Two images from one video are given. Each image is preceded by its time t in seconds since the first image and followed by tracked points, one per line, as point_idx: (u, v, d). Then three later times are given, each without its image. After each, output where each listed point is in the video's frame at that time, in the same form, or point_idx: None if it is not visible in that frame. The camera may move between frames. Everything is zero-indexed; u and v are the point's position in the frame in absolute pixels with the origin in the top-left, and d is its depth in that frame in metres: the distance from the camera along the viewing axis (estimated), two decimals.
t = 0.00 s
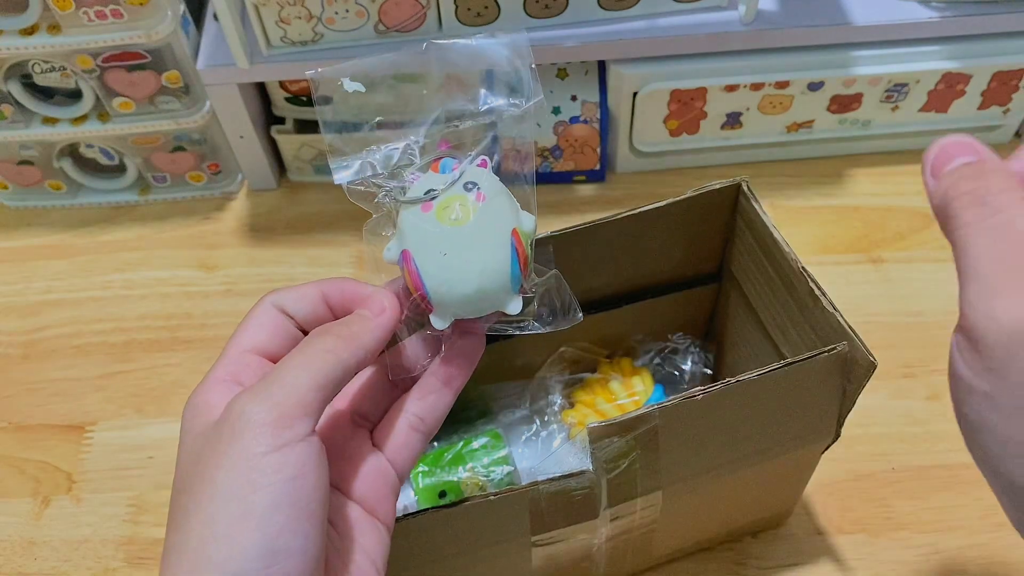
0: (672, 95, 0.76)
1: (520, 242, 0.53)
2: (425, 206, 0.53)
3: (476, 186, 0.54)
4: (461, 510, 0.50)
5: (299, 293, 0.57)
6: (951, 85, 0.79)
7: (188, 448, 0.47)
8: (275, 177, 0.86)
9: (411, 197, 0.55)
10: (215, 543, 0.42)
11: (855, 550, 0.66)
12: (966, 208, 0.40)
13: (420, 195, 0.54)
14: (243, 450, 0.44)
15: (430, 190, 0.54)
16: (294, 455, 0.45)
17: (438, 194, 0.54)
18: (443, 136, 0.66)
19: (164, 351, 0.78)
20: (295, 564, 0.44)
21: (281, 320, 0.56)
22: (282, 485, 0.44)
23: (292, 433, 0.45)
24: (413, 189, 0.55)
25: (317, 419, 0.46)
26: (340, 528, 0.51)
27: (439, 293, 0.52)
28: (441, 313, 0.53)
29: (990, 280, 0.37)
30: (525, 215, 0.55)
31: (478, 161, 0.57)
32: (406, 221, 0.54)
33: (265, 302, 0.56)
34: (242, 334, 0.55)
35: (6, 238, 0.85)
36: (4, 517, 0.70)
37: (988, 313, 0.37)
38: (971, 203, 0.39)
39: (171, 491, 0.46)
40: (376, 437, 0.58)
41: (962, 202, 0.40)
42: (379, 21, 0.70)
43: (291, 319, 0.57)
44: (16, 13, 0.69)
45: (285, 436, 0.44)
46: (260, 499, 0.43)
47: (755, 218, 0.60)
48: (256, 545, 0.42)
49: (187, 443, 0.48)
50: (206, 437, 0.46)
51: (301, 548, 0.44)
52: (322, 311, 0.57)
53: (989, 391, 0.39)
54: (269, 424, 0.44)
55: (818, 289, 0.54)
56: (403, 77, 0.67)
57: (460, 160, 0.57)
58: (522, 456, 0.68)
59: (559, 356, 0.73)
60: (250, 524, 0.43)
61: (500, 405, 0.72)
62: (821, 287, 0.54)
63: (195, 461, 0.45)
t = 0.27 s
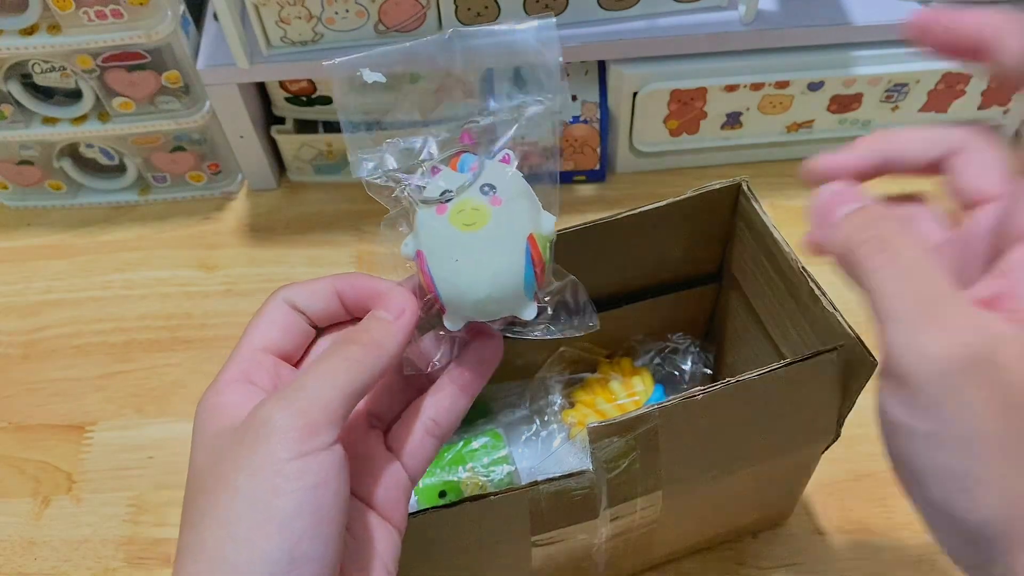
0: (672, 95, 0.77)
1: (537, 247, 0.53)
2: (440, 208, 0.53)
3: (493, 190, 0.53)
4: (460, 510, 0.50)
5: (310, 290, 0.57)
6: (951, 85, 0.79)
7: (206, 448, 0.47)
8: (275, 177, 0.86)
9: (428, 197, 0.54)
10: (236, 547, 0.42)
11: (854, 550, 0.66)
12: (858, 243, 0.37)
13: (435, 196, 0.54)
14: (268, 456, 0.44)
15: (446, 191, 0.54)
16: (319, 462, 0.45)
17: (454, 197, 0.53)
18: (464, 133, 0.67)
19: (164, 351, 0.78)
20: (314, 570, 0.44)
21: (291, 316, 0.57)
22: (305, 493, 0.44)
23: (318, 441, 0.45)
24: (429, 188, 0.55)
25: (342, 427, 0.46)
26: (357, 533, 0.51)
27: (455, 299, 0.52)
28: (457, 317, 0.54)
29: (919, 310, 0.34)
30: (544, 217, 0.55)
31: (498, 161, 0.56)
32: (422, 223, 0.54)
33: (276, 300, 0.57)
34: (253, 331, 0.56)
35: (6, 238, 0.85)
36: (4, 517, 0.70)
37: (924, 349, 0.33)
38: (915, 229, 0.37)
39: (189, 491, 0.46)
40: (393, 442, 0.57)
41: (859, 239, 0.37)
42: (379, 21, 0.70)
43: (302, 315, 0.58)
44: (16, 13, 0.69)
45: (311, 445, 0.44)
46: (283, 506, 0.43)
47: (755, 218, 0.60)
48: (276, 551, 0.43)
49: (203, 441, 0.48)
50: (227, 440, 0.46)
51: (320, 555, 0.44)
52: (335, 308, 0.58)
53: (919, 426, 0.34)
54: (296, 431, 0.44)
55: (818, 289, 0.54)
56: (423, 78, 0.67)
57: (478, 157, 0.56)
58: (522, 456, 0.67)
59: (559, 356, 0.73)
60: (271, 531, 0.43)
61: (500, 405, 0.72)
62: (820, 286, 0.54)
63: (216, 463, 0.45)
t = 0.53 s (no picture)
0: (672, 95, 0.77)
1: (581, 259, 0.53)
2: (486, 217, 0.53)
3: (541, 202, 0.53)
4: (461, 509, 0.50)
5: (346, 283, 0.57)
6: (951, 85, 0.79)
7: (252, 444, 0.47)
8: (275, 176, 0.86)
9: (473, 203, 0.54)
10: (285, 547, 0.42)
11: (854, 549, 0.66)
12: (589, 365, 0.45)
13: (481, 204, 0.54)
14: (326, 460, 0.44)
15: (492, 199, 0.54)
16: (371, 472, 0.45)
17: (501, 207, 0.53)
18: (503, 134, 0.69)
19: (164, 351, 0.78)
20: None
21: (325, 310, 0.57)
22: (358, 500, 0.44)
23: (373, 452, 0.45)
24: (474, 192, 0.55)
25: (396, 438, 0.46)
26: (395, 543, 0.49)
27: (495, 312, 0.54)
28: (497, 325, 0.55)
29: (654, 395, 0.45)
30: (591, 227, 0.55)
31: (542, 165, 0.56)
32: (467, 229, 0.54)
33: (308, 293, 0.57)
34: (287, 326, 0.55)
35: (5, 238, 0.85)
36: (4, 517, 0.70)
37: (666, 435, 0.44)
38: (570, 340, 0.46)
39: (232, 488, 0.45)
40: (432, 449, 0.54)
41: (579, 372, 0.45)
42: (379, 21, 0.70)
43: (335, 310, 0.58)
44: (16, 13, 0.69)
45: (368, 453, 0.44)
46: (334, 510, 0.43)
47: (755, 218, 0.60)
48: (323, 554, 0.42)
49: (247, 436, 0.48)
50: (279, 439, 0.46)
51: (363, 564, 0.44)
52: (371, 301, 0.58)
53: (695, 496, 0.45)
54: (353, 440, 0.44)
55: (818, 288, 0.54)
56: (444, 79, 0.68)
57: (527, 163, 0.55)
58: (521, 456, 0.67)
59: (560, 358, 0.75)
60: (320, 534, 0.43)
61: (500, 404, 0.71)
62: (820, 286, 0.54)
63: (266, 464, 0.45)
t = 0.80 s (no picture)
0: (672, 95, 0.76)
1: (600, 278, 0.51)
2: (514, 228, 0.51)
3: (570, 218, 0.51)
4: (461, 510, 0.50)
5: (356, 287, 0.57)
6: (952, 85, 0.79)
7: (260, 446, 0.47)
8: (275, 176, 0.86)
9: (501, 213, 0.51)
10: (296, 551, 0.42)
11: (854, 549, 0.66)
12: (601, 321, 0.44)
13: (510, 214, 0.51)
14: (339, 466, 0.44)
15: (522, 210, 0.51)
16: (383, 478, 0.45)
17: (531, 219, 0.51)
18: (522, 137, 0.67)
19: (164, 351, 0.78)
20: None
21: (334, 314, 0.56)
22: (370, 506, 0.44)
23: (386, 459, 0.45)
24: (501, 200, 0.52)
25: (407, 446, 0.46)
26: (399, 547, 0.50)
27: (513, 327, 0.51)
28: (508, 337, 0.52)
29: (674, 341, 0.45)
30: (608, 247, 0.53)
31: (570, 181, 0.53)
32: (492, 237, 0.51)
33: (319, 295, 0.56)
34: (295, 329, 0.55)
35: (5, 237, 0.85)
36: (4, 517, 0.70)
37: (677, 386, 0.44)
38: (581, 299, 0.45)
39: (238, 487, 0.45)
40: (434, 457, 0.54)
41: (590, 327, 0.44)
42: (379, 21, 0.70)
43: (343, 313, 0.57)
44: (15, 13, 0.69)
45: (382, 460, 0.44)
46: (347, 515, 0.43)
47: (755, 218, 0.60)
48: (332, 558, 0.43)
49: (255, 437, 0.47)
50: (290, 442, 0.46)
51: (371, 567, 0.45)
52: (380, 304, 0.58)
53: (700, 451, 0.45)
54: (365, 446, 0.44)
55: (818, 288, 0.54)
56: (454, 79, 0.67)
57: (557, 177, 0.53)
58: (521, 456, 0.67)
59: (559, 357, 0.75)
60: (331, 539, 0.43)
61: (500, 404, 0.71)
62: (820, 286, 0.54)
63: (275, 466, 0.45)
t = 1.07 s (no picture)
0: (672, 95, 0.76)
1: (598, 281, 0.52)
2: (508, 235, 0.51)
3: (563, 224, 0.51)
4: (460, 511, 0.50)
5: (357, 292, 0.57)
6: (952, 85, 0.79)
7: (262, 448, 0.47)
8: (275, 176, 0.86)
9: (494, 219, 0.52)
10: (297, 552, 0.42)
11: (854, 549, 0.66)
12: (586, 305, 0.45)
13: (503, 221, 0.51)
14: (340, 468, 0.44)
15: (515, 217, 0.51)
16: (386, 480, 0.45)
17: (524, 225, 0.51)
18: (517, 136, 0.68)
19: (164, 350, 0.78)
20: None
21: (334, 318, 0.56)
22: (371, 507, 0.44)
23: (388, 461, 0.45)
24: (495, 207, 0.53)
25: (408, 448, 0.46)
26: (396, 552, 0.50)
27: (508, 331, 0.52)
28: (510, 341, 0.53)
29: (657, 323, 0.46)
30: (608, 248, 0.53)
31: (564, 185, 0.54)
32: (486, 244, 0.52)
33: (319, 299, 0.56)
34: (295, 332, 0.55)
35: (5, 237, 0.85)
36: (4, 517, 0.70)
37: (660, 367, 0.45)
38: (569, 284, 0.46)
39: (239, 489, 0.45)
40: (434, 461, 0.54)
41: (575, 311, 0.45)
42: (379, 21, 0.70)
43: (343, 316, 0.57)
44: (15, 13, 0.69)
45: (383, 462, 0.44)
46: (348, 516, 0.43)
47: (755, 218, 0.60)
48: (333, 560, 0.43)
49: (256, 439, 0.47)
50: (291, 445, 0.46)
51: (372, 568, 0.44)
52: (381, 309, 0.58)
53: (679, 428, 0.46)
54: (367, 448, 0.44)
55: (818, 288, 0.54)
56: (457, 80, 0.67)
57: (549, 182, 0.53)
58: (521, 456, 0.68)
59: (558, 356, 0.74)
60: (332, 540, 0.43)
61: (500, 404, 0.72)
62: (821, 286, 0.54)
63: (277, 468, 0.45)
